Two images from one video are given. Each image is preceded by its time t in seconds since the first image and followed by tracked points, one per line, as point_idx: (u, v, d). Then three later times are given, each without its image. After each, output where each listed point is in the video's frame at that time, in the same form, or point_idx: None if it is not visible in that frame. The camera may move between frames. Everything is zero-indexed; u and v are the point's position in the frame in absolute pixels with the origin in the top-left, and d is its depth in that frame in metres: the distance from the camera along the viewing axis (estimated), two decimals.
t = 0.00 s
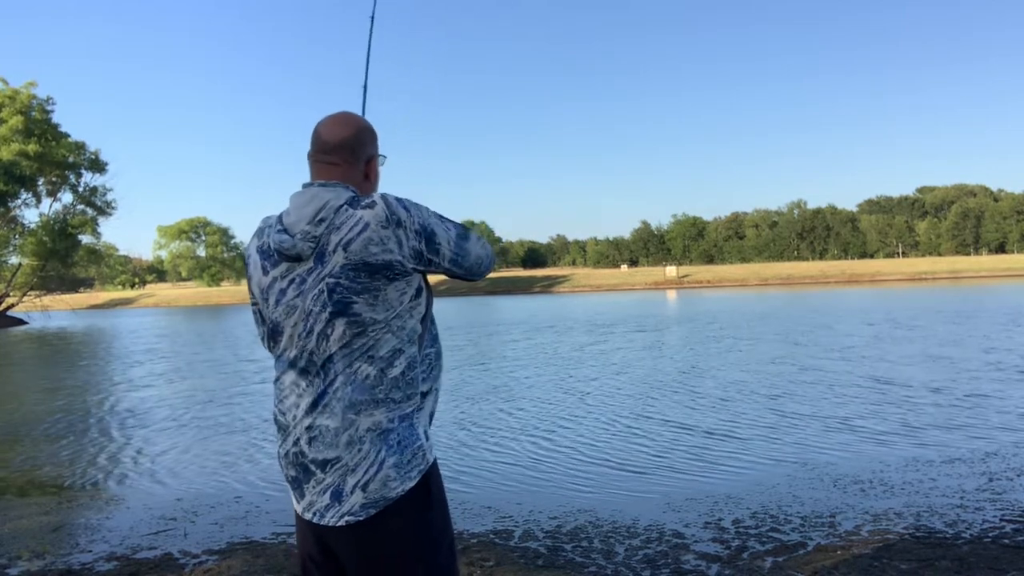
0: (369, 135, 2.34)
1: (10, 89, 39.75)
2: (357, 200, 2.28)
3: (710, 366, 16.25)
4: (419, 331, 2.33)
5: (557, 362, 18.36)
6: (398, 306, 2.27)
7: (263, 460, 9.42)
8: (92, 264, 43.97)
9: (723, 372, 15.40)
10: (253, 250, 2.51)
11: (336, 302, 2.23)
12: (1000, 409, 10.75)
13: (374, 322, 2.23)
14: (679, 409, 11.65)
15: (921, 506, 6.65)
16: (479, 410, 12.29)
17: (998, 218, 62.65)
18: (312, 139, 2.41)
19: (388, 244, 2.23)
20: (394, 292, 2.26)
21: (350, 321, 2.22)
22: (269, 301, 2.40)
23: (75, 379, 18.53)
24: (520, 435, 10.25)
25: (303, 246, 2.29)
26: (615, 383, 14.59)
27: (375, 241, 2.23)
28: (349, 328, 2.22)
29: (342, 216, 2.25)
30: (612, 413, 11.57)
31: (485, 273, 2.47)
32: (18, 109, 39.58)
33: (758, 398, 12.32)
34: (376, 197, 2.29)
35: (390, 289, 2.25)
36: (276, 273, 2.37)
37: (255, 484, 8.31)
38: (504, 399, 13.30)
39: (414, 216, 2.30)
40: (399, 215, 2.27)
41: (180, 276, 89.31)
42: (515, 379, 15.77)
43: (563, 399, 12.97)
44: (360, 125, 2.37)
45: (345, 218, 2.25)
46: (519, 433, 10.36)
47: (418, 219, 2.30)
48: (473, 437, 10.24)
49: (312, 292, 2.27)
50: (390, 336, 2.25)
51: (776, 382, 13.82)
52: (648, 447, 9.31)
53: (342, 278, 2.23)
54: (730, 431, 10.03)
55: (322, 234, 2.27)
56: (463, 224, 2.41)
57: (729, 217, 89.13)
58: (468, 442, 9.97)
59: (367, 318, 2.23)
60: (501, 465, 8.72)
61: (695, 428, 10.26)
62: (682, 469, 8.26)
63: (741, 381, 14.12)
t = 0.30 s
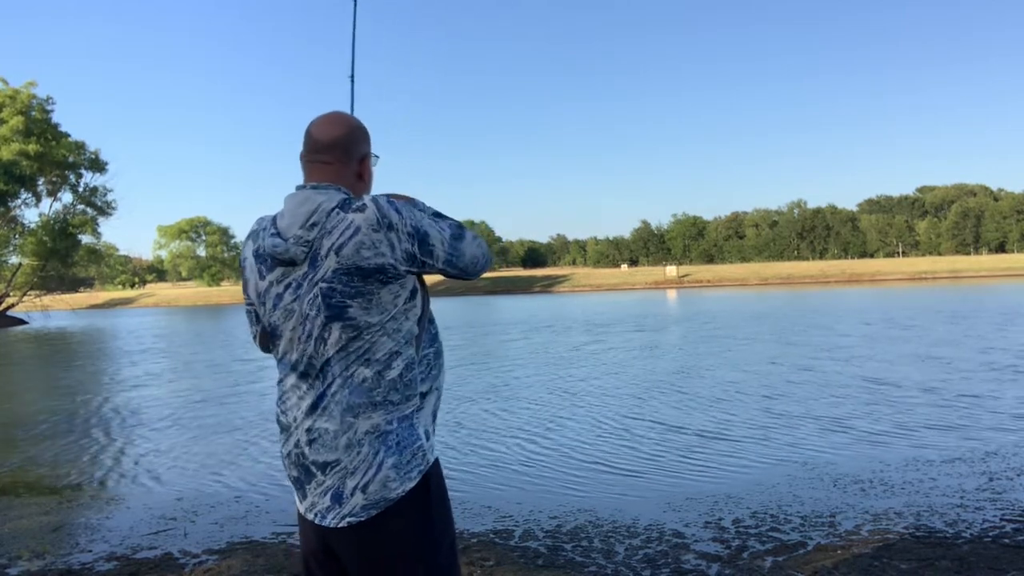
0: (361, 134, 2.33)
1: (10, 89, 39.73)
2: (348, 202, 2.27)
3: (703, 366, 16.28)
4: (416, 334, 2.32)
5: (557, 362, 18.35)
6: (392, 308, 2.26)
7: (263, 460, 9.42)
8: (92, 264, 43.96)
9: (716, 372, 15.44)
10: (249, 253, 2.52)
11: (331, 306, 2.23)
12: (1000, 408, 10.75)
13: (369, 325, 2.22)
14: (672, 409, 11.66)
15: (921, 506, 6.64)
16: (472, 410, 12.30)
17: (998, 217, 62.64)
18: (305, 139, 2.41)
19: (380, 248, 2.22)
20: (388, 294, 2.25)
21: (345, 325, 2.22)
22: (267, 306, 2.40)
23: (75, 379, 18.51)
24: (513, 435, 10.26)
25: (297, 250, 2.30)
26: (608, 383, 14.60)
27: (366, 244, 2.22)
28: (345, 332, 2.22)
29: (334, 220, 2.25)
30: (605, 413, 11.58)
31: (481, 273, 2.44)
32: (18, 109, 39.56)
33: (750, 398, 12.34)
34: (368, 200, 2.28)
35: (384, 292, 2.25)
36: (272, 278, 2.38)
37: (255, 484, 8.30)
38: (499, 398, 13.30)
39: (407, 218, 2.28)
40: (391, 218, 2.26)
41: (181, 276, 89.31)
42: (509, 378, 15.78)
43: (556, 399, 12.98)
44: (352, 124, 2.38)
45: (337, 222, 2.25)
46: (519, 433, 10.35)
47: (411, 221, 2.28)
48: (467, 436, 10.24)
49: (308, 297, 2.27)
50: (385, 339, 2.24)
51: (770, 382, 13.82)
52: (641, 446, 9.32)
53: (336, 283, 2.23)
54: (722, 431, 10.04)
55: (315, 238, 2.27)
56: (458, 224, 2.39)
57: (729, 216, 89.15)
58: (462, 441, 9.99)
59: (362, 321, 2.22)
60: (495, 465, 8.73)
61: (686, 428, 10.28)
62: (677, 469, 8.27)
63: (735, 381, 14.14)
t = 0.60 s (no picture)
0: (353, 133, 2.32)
1: (10, 88, 39.73)
2: (341, 203, 2.26)
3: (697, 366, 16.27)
4: (411, 334, 2.32)
5: (556, 362, 18.34)
6: (385, 309, 2.26)
7: (262, 460, 9.41)
8: (92, 264, 43.94)
9: (710, 372, 15.43)
10: (241, 255, 2.51)
11: (325, 307, 2.23)
12: (1001, 408, 10.74)
13: (363, 326, 2.23)
14: (665, 409, 11.66)
15: (921, 506, 6.63)
16: (466, 410, 12.29)
17: (998, 217, 62.61)
18: (297, 137, 2.40)
19: (373, 250, 2.22)
20: (381, 295, 2.25)
21: (339, 326, 2.23)
22: (260, 307, 2.40)
23: (74, 378, 18.49)
24: (505, 435, 10.25)
25: (288, 252, 2.29)
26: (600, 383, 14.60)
27: (359, 246, 2.21)
28: (339, 333, 2.23)
29: (326, 221, 2.25)
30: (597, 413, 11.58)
31: (472, 280, 2.44)
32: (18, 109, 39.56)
33: (742, 397, 12.34)
34: (360, 201, 2.27)
35: (377, 293, 2.25)
36: (264, 280, 2.37)
37: (254, 484, 8.28)
38: (493, 398, 13.31)
39: (400, 222, 2.28)
40: (383, 221, 2.25)
41: (181, 275, 89.30)
42: (504, 378, 15.77)
43: (549, 399, 12.97)
44: (344, 123, 2.36)
45: (329, 223, 2.24)
46: (518, 433, 10.34)
47: (404, 225, 2.27)
48: (459, 437, 10.24)
49: (301, 297, 2.27)
50: (380, 339, 2.25)
51: (764, 382, 13.82)
52: (635, 446, 9.32)
53: (329, 284, 2.22)
54: (713, 430, 10.03)
55: (307, 239, 2.26)
56: (451, 231, 2.39)
57: (728, 216, 89.13)
58: (454, 441, 9.98)
59: (356, 322, 2.23)
60: (488, 465, 8.73)
61: (677, 428, 10.27)
62: (670, 469, 8.27)
63: (728, 380, 14.14)
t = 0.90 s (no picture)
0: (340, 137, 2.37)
1: (10, 89, 39.75)
2: (323, 203, 2.30)
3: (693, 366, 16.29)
4: (382, 337, 2.32)
5: (556, 362, 18.34)
6: (357, 310, 2.26)
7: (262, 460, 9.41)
8: (92, 264, 43.93)
9: (704, 372, 15.45)
10: (228, 246, 2.56)
11: (297, 303, 2.24)
12: (1001, 408, 10.73)
13: (334, 324, 2.23)
14: (658, 409, 11.67)
15: (922, 506, 6.63)
16: (459, 410, 12.30)
17: (998, 217, 62.58)
18: (288, 140, 2.46)
19: (348, 249, 2.24)
20: (353, 295, 2.26)
21: (309, 322, 2.23)
22: (237, 301, 2.42)
23: (74, 378, 18.48)
24: (501, 435, 10.26)
25: (269, 245, 2.33)
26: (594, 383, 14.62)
27: (335, 244, 2.25)
28: (308, 328, 2.23)
29: (307, 218, 2.29)
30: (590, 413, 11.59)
31: (451, 299, 2.44)
32: (18, 109, 39.57)
33: (735, 397, 12.35)
34: (343, 203, 2.31)
35: (349, 292, 2.26)
36: (245, 270, 2.41)
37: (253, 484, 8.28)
38: (486, 399, 13.33)
39: (379, 225, 2.30)
40: (362, 222, 2.28)
41: (181, 275, 89.33)
42: (499, 378, 15.80)
43: (543, 399, 12.99)
44: (334, 130, 2.41)
45: (310, 220, 2.28)
46: (516, 433, 10.34)
47: (382, 228, 2.29)
48: (451, 437, 10.26)
49: (274, 290, 2.29)
50: (349, 340, 2.24)
51: (760, 382, 13.82)
52: (626, 447, 9.32)
53: (302, 278, 2.25)
54: (705, 431, 10.03)
55: (288, 234, 2.30)
56: (435, 244, 2.41)
57: (728, 216, 89.11)
58: (445, 441, 10.00)
59: (325, 320, 2.23)
60: (480, 465, 8.73)
61: (668, 428, 10.27)
62: (663, 470, 8.25)
63: (728, 381, 14.14)
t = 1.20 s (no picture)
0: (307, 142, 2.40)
1: (10, 89, 39.77)
2: (289, 197, 2.32)
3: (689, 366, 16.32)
4: (354, 333, 2.31)
5: (555, 362, 18.36)
6: (326, 301, 2.26)
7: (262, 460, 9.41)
8: (92, 264, 43.93)
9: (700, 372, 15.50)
10: (201, 252, 2.59)
11: (268, 295, 2.24)
12: (1001, 409, 10.73)
13: (304, 318, 2.23)
14: (655, 409, 11.68)
15: (922, 506, 6.63)
16: (453, 410, 12.35)
17: (998, 217, 62.57)
18: (251, 146, 2.48)
19: (316, 238, 2.25)
20: (323, 286, 2.27)
21: (279, 315, 2.23)
22: (209, 300, 2.43)
23: (74, 379, 18.49)
24: (497, 435, 10.27)
25: (238, 242, 2.35)
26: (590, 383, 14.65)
27: (303, 234, 2.25)
28: (279, 322, 2.23)
29: (274, 212, 2.30)
30: (585, 413, 11.62)
31: (429, 278, 2.45)
32: (18, 109, 39.58)
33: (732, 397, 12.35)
34: (308, 196, 2.33)
35: (319, 282, 2.26)
36: (216, 271, 2.42)
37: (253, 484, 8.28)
38: (481, 398, 13.39)
39: (346, 212, 2.32)
40: (328, 211, 2.29)
41: (181, 275, 89.34)
42: (496, 378, 15.84)
43: (538, 399, 13.03)
44: (293, 132, 2.44)
45: (277, 214, 2.29)
46: (514, 433, 10.35)
47: (349, 215, 2.31)
48: (445, 436, 10.31)
49: (244, 286, 2.29)
50: (320, 335, 2.24)
51: (755, 382, 13.86)
52: (619, 447, 9.34)
53: (272, 272, 2.25)
54: (701, 431, 10.04)
55: (256, 229, 2.32)
56: (404, 228, 2.43)
57: (728, 216, 89.13)
58: (438, 441, 10.05)
59: (295, 312, 2.24)
60: (473, 465, 8.76)
61: (660, 428, 10.30)
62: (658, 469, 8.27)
63: (726, 380, 14.14)
